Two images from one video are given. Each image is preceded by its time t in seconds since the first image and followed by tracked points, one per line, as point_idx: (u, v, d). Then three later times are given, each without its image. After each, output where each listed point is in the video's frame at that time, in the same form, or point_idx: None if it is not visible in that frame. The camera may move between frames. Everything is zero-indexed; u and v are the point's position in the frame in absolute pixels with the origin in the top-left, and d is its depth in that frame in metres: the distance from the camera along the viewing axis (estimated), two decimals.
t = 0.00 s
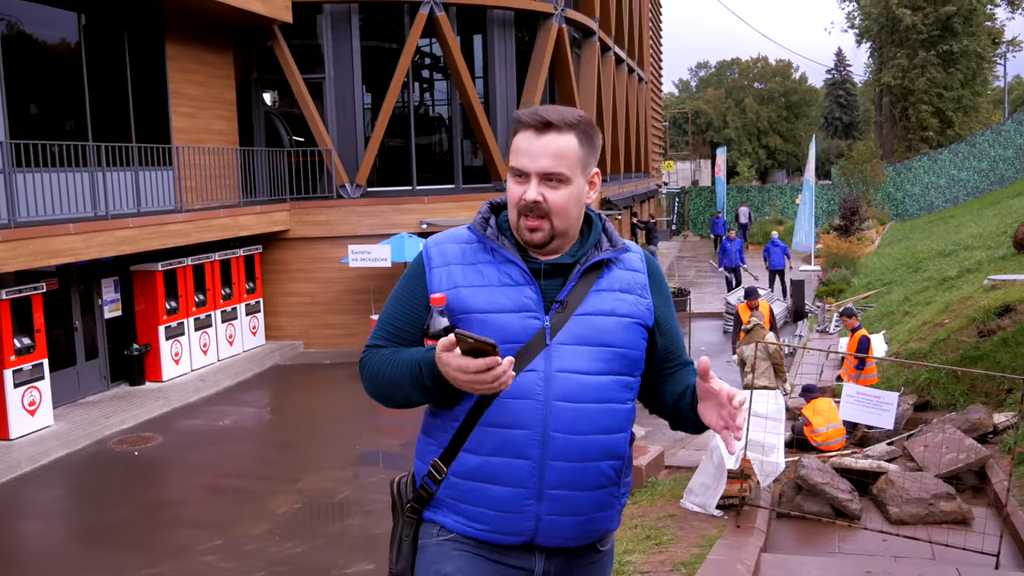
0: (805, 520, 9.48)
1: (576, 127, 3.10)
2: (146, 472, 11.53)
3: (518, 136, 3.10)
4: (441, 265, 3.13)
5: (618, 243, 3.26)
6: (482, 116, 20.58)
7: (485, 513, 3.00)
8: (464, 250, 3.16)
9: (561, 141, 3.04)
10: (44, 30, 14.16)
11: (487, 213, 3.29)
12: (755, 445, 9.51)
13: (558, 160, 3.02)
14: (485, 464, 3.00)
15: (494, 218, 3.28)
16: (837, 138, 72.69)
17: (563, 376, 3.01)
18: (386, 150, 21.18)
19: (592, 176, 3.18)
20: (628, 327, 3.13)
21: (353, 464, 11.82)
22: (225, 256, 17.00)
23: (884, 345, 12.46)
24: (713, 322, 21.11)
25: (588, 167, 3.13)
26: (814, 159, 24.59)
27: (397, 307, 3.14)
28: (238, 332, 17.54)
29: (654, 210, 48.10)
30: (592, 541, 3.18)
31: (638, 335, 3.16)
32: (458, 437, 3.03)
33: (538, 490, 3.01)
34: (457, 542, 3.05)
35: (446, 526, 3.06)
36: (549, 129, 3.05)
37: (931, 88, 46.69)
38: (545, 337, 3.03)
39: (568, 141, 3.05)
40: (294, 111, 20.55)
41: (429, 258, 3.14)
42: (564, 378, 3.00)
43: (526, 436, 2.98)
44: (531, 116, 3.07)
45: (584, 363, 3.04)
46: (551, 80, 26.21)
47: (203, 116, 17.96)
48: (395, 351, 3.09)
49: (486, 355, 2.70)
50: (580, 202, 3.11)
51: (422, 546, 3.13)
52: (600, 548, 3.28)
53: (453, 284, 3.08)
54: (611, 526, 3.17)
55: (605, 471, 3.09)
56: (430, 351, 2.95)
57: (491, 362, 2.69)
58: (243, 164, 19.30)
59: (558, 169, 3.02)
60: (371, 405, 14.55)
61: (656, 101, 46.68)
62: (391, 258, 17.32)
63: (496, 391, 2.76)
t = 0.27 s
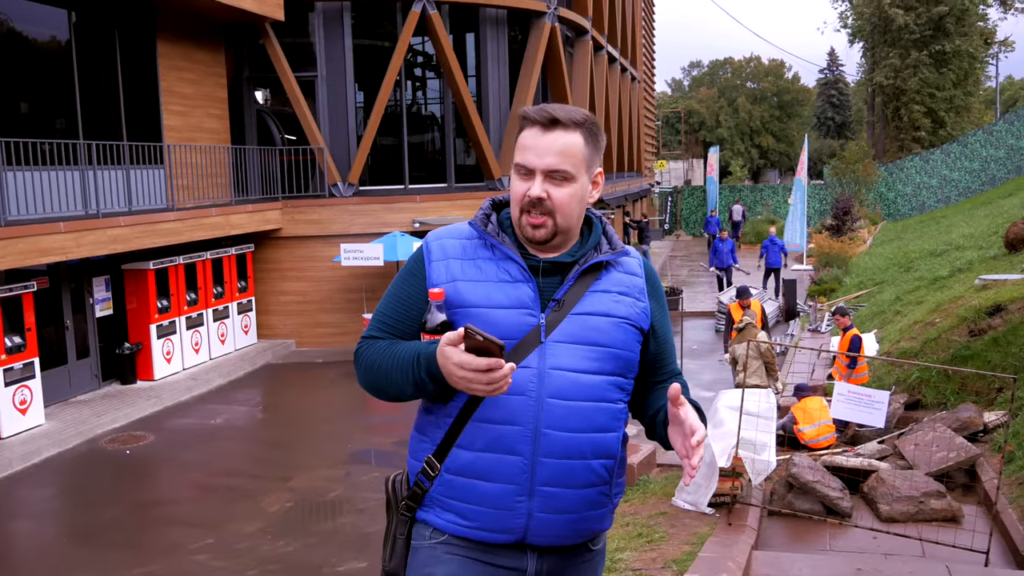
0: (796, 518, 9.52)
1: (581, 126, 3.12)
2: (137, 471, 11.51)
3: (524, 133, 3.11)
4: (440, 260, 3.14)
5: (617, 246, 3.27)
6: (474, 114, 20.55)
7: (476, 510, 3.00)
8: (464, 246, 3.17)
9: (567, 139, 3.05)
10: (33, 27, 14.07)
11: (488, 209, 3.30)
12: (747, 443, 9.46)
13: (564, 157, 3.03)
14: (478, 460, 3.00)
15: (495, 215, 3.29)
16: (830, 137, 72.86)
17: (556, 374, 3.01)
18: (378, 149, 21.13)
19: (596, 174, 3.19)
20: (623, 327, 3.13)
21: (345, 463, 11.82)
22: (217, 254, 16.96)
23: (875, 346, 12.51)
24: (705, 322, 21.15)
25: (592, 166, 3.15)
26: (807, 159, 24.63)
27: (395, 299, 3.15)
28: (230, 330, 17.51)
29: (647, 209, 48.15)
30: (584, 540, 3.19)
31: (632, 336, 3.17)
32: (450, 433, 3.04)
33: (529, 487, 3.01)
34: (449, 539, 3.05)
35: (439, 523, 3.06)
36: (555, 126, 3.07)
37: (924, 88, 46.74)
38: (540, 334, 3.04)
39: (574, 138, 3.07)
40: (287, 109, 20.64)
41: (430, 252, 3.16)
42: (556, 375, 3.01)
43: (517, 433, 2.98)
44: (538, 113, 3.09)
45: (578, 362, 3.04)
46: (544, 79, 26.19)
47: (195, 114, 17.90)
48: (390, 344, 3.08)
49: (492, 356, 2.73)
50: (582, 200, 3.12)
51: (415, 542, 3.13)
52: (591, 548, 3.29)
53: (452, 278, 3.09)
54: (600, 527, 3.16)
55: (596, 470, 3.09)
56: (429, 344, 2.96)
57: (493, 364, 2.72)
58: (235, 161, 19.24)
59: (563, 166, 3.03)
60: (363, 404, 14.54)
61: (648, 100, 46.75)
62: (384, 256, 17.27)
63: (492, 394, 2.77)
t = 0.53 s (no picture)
0: (789, 508, 9.52)
1: (562, 115, 3.11)
2: (129, 464, 11.51)
3: (505, 123, 3.09)
4: (426, 253, 3.15)
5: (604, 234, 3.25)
6: (466, 107, 20.56)
7: (466, 501, 3.00)
8: (450, 239, 3.18)
9: (548, 128, 3.04)
10: (22, 20, 14.01)
11: (473, 202, 3.30)
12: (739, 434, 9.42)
13: (544, 147, 3.02)
14: (467, 451, 3.01)
15: (480, 207, 3.30)
16: (822, 129, 73.00)
17: (543, 364, 3.01)
18: (370, 141, 21.12)
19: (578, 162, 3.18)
20: (610, 316, 3.13)
21: (337, 456, 11.83)
22: (209, 247, 16.94)
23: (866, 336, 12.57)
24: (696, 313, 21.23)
25: (574, 154, 3.13)
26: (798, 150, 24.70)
27: (382, 294, 3.15)
28: (222, 324, 17.50)
29: (639, 201, 48.22)
30: (576, 530, 3.18)
31: (621, 325, 3.16)
32: (439, 425, 3.04)
33: (518, 478, 3.00)
34: (440, 530, 3.05)
35: (430, 515, 3.05)
36: (536, 116, 3.06)
37: (915, 80, 46.80)
38: (527, 324, 3.04)
39: (555, 127, 3.05)
40: (277, 102, 20.49)
41: (416, 246, 3.16)
42: (544, 366, 3.00)
43: (505, 423, 2.98)
44: (519, 103, 3.07)
45: (565, 351, 3.04)
46: (534, 70, 26.17)
47: (186, 107, 17.87)
48: (380, 338, 3.10)
49: (484, 341, 2.71)
50: (565, 189, 3.11)
51: (405, 533, 3.14)
52: (582, 538, 3.27)
53: (438, 272, 3.10)
54: (591, 517, 3.15)
55: (586, 460, 3.08)
56: (419, 337, 2.99)
57: (488, 349, 2.70)
58: (226, 154, 19.21)
59: (544, 156, 3.02)
60: (355, 397, 14.56)
61: (640, 92, 46.77)
62: (376, 249, 17.26)
63: (484, 381, 2.75)
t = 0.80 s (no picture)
0: (784, 501, 9.52)
1: (541, 109, 3.10)
2: (124, 459, 11.50)
3: (485, 121, 3.11)
4: (414, 253, 3.19)
5: (592, 226, 3.24)
6: (460, 101, 20.55)
7: (459, 495, 3.01)
8: (438, 238, 3.21)
9: (528, 123, 3.04)
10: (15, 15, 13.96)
11: (460, 200, 3.33)
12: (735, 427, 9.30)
13: (525, 142, 3.02)
14: (458, 447, 3.03)
15: (467, 205, 3.32)
16: (817, 122, 73.05)
17: (531, 360, 3.01)
18: (364, 135, 21.10)
19: (562, 155, 3.18)
20: (599, 309, 3.12)
21: (333, 450, 11.84)
22: (203, 242, 16.92)
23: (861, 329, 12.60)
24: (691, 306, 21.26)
25: (556, 147, 3.13)
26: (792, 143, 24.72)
27: (374, 295, 3.22)
28: (217, 319, 17.49)
29: (634, 194, 48.23)
30: (573, 522, 3.16)
31: (611, 318, 3.15)
32: (432, 421, 3.07)
33: (509, 472, 3.01)
34: (436, 522, 3.07)
35: (426, 507, 3.08)
36: (514, 111, 3.06)
37: (910, 72, 46.78)
38: (513, 321, 3.05)
39: (535, 122, 3.05)
40: (271, 96, 20.56)
41: (404, 247, 3.21)
42: (532, 362, 3.01)
43: (495, 419, 3.00)
44: (497, 100, 3.08)
45: (553, 346, 3.04)
46: (528, 63, 26.15)
47: (179, 101, 17.86)
48: (373, 338, 3.16)
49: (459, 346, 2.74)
50: (550, 182, 3.11)
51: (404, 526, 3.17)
52: (580, 531, 3.24)
53: (426, 272, 3.14)
54: (586, 510, 3.14)
55: (579, 454, 3.07)
56: (405, 338, 3.04)
57: (464, 353, 2.74)
58: (220, 149, 19.19)
59: (525, 152, 3.02)
60: (350, 391, 14.57)
61: (634, 85, 46.76)
62: (371, 243, 17.25)
63: (466, 381, 2.79)
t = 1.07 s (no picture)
0: (783, 499, 9.49)
1: (534, 106, 3.07)
2: (122, 459, 11.50)
3: (483, 125, 3.03)
4: (409, 253, 3.20)
5: (584, 224, 3.20)
6: (456, 98, 20.57)
7: (453, 493, 3.02)
8: (431, 238, 3.21)
9: (528, 123, 3.01)
10: (11, 14, 13.97)
11: (454, 199, 3.31)
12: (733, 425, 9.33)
13: (528, 142, 3.00)
14: (450, 446, 3.04)
15: (461, 203, 3.31)
16: (815, 118, 73.01)
17: (521, 359, 3.00)
18: (361, 133, 21.10)
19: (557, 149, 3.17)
20: (591, 308, 3.09)
21: (331, 449, 11.83)
22: (201, 241, 16.92)
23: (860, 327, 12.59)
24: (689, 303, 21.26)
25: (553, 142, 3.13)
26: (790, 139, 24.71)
27: (371, 294, 3.25)
28: (215, 318, 17.49)
29: (632, 192, 48.25)
30: (569, 521, 3.12)
31: (604, 316, 3.11)
32: (426, 420, 3.09)
33: (501, 471, 3.00)
34: (431, 518, 3.08)
35: (422, 503, 3.09)
36: (514, 113, 3.01)
37: (906, 68, 46.69)
38: (504, 321, 3.05)
39: (534, 121, 3.03)
40: (268, 94, 20.82)
41: (398, 246, 3.23)
42: (522, 361, 3.01)
43: (486, 418, 3.00)
44: (492, 102, 3.02)
45: (543, 346, 3.03)
46: (523, 60, 26.15)
47: (176, 100, 17.88)
48: (369, 338, 3.21)
49: (428, 351, 2.83)
50: (551, 178, 3.12)
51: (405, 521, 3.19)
52: (578, 529, 3.19)
53: (419, 272, 3.15)
54: (583, 509, 3.10)
55: (572, 453, 3.04)
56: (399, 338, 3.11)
57: (433, 358, 2.82)
58: (218, 148, 19.20)
59: (531, 152, 3.01)
60: (348, 389, 14.56)
61: (631, 82, 46.75)
62: (368, 242, 17.24)
63: (439, 383, 2.88)
